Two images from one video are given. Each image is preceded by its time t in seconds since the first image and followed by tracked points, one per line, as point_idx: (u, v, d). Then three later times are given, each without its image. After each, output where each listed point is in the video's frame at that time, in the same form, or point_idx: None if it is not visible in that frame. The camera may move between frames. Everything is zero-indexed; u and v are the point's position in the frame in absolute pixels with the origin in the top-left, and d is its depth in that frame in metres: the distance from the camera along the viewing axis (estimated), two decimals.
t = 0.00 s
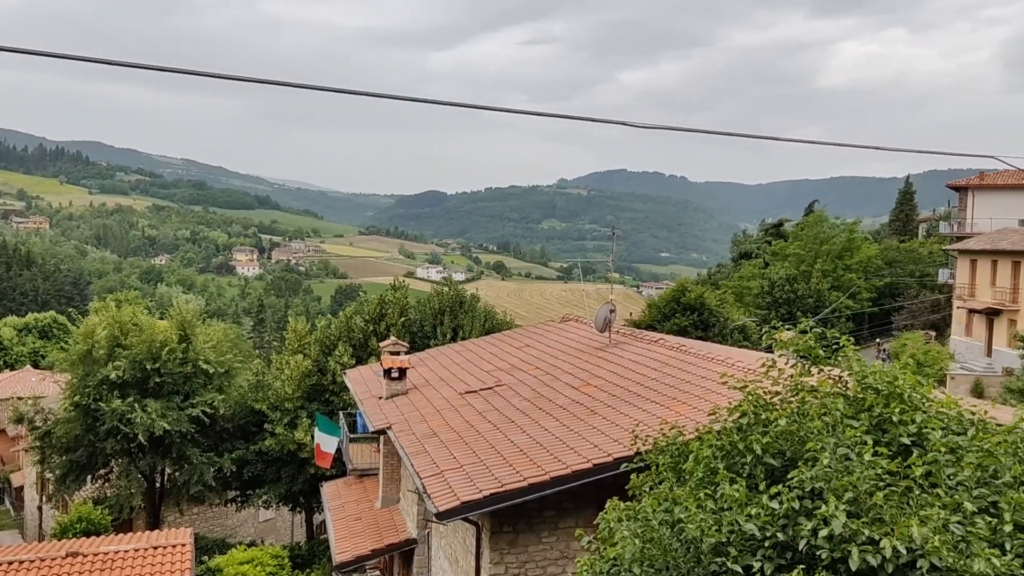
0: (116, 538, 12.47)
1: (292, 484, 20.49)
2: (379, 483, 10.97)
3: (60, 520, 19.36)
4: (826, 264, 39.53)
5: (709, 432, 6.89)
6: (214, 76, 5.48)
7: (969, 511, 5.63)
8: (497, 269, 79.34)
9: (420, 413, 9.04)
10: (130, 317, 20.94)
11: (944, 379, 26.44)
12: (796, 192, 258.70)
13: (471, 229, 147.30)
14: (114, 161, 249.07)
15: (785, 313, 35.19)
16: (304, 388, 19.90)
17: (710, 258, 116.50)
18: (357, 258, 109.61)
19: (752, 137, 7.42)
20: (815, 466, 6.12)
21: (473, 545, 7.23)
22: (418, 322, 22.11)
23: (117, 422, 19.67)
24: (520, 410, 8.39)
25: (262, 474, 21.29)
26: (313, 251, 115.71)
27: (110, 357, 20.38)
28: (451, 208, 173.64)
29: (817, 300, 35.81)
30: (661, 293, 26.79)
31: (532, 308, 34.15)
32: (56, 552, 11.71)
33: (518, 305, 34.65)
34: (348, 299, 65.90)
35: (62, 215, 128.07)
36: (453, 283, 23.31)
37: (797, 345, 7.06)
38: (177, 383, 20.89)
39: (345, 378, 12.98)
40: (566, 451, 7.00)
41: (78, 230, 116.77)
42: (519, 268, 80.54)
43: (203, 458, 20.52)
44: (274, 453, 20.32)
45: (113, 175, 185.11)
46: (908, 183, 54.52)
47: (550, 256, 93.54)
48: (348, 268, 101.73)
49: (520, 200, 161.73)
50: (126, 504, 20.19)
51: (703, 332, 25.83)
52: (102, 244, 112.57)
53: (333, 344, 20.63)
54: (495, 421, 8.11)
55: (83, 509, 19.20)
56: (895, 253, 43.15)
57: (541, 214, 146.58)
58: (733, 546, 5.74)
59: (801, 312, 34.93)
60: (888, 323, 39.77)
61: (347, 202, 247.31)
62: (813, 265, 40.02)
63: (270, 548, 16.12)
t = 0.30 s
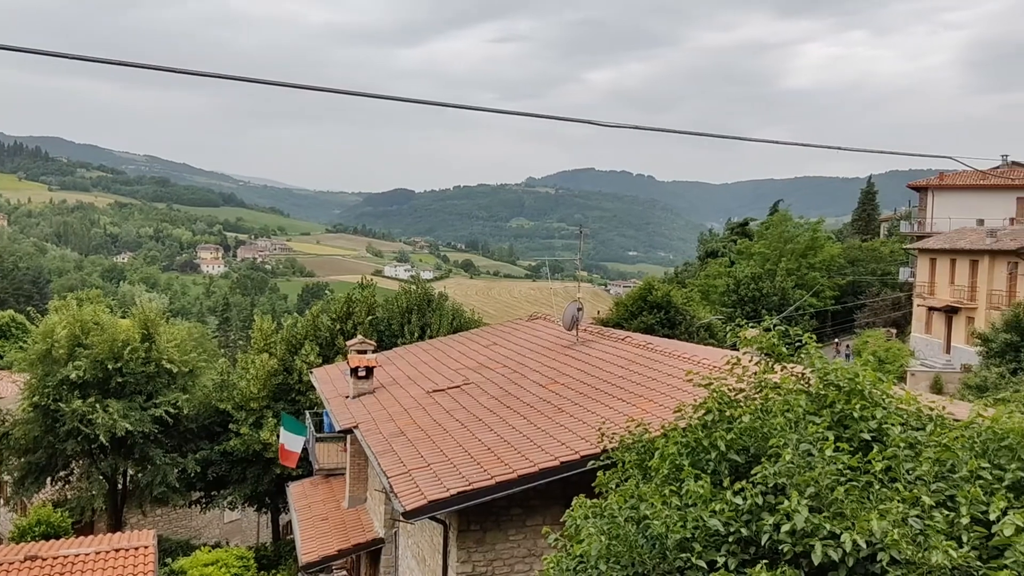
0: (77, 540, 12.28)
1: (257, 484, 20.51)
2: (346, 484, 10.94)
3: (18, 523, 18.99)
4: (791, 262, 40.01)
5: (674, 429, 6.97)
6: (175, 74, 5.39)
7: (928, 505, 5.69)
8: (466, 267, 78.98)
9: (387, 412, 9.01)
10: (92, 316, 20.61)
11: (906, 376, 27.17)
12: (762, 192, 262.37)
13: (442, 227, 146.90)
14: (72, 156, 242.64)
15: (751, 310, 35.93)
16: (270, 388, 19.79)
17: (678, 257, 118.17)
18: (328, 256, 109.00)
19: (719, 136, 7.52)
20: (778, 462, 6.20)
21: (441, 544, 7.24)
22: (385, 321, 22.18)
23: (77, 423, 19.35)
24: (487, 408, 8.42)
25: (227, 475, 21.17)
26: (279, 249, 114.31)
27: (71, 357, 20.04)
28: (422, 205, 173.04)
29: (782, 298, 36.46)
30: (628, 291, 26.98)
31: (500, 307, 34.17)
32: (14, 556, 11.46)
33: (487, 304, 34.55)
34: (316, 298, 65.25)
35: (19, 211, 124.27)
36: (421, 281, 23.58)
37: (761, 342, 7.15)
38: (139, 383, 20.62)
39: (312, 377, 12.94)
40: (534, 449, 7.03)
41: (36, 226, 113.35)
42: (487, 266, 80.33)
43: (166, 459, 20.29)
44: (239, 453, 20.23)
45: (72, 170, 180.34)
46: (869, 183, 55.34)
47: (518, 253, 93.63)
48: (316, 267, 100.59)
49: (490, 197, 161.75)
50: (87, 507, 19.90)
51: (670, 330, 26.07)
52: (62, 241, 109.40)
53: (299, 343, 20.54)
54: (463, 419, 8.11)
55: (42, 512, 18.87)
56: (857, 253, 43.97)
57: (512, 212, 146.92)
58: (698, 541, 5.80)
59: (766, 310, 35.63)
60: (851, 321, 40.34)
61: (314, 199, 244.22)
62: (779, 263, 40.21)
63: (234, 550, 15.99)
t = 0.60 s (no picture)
0: (34, 544, 12.05)
1: (221, 485, 20.40)
2: (310, 484, 10.90)
3: None
4: (756, 261, 40.34)
5: (639, 426, 7.06)
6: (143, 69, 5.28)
7: (886, 498, 5.78)
8: (432, 266, 78.48)
9: (353, 411, 8.97)
10: (50, 317, 20.32)
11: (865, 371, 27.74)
12: (726, 190, 265.94)
13: (406, 224, 144.90)
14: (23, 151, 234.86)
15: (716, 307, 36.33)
16: (234, 387, 19.66)
17: (643, 255, 119.89)
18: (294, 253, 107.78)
19: (684, 135, 7.59)
20: (740, 458, 6.29)
21: (407, 544, 7.26)
22: (352, 319, 22.11)
23: (34, 424, 18.94)
24: (454, 406, 8.42)
25: (190, 476, 20.97)
26: (243, 247, 112.56)
27: (28, 357, 19.73)
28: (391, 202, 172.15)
29: (746, 296, 36.95)
30: (594, 289, 27.08)
31: (467, 304, 34.14)
32: None
33: (456, 302, 34.41)
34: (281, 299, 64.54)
35: None
36: (387, 280, 23.57)
37: (725, 340, 7.25)
38: (99, 383, 20.30)
39: (277, 376, 12.85)
40: (501, 447, 7.05)
41: None
42: (453, 264, 79.97)
43: (127, 460, 20.01)
44: (203, 454, 20.07)
45: (28, 166, 174.60)
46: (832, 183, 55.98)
47: (485, 251, 93.50)
48: (280, 265, 99.04)
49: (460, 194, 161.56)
50: (45, 510, 19.54)
51: (636, 327, 26.33)
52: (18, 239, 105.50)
53: (263, 342, 20.41)
54: (428, 418, 8.12)
55: None
56: (819, 251, 44.64)
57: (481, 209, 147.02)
58: (663, 537, 5.85)
59: (730, 308, 36.18)
60: (813, 318, 41.23)
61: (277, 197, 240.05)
62: (744, 261, 40.64)
63: (197, 552, 15.94)
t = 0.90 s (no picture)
0: None
1: (182, 487, 20.27)
2: (273, 484, 10.84)
3: None
4: (717, 258, 41.50)
5: (601, 423, 7.13)
6: (103, 64, 5.20)
7: (843, 492, 5.89)
8: (397, 264, 77.93)
9: (315, 411, 8.93)
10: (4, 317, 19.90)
11: (825, 368, 28.13)
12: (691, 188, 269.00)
13: (371, 222, 143.15)
14: None
15: (679, 305, 36.75)
16: (194, 388, 19.45)
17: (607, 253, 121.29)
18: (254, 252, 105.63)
19: (648, 134, 7.66)
20: (702, 454, 6.37)
21: (371, 543, 7.26)
22: (315, 318, 22.09)
23: None
24: (418, 405, 8.43)
25: (150, 478, 20.72)
26: (203, 245, 110.55)
27: None
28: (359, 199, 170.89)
29: (708, 293, 37.57)
30: (558, 287, 27.18)
31: (432, 303, 34.09)
32: None
33: (420, 300, 34.27)
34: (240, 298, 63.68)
35: None
36: (351, 278, 23.51)
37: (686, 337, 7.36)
38: (55, 384, 19.91)
39: (238, 376, 12.71)
40: (464, 445, 7.08)
41: None
42: (417, 262, 79.57)
43: (84, 463, 19.63)
44: (163, 456, 19.83)
45: None
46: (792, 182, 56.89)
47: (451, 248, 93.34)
48: (242, 264, 97.59)
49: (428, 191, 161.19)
50: None
51: (599, 325, 26.54)
52: None
53: (224, 341, 20.29)
54: (392, 416, 8.12)
55: None
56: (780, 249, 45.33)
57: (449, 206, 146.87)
58: (625, 534, 5.90)
59: (693, 305, 36.53)
60: (774, 314, 41.61)
61: (240, 195, 236.21)
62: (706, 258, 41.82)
63: (157, 556, 15.79)
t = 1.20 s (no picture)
0: None
1: (140, 490, 20.13)
2: (234, 486, 10.78)
3: None
4: (679, 256, 42.38)
5: (563, 421, 7.20)
6: (72, 64, 5.06)
7: (800, 487, 5.99)
8: (359, 262, 77.32)
9: (277, 412, 8.87)
10: None
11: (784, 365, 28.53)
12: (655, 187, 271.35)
13: (336, 219, 141.62)
14: None
15: (641, 304, 37.13)
16: (152, 389, 19.23)
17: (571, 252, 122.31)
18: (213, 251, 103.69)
19: (613, 132, 7.72)
20: (662, 450, 6.44)
21: (332, 544, 7.26)
22: (276, 318, 21.99)
23: None
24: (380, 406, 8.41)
25: (106, 480, 20.47)
26: (163, 245, 108.41)
27: None
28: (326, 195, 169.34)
29: (670, 292, 38.13)
30: (521, 285, 27.25)
31: (396, 302, 33.92)
32: None
33: (381, 300, 34.07)
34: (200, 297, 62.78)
35: None
36: (312, 277, 23.36)
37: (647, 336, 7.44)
38: (7, 387, 19.39)
39: (198, 377, 12.56)
40: (427, 445, 7.10)
41: None
42: (380, 262, 78.99)
43: (38, 467, 19.25)
44: (121, 458, 19.43)
45: None
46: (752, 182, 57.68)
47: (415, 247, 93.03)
48: (202, 263, 95.99)
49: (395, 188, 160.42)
50: None
51: (563, 324, 26.71)
52: None
53: (183, 342, 20.06)
54: (354, 417, 8.10)
55: None
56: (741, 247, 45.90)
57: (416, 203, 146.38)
58: (587, 530, 5.96)
59: (655, 303, 37.04)
60: (734, 313, 42.17)
61: (199, 193, 231.45)
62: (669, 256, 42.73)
63: (114, 561, 15.58)
